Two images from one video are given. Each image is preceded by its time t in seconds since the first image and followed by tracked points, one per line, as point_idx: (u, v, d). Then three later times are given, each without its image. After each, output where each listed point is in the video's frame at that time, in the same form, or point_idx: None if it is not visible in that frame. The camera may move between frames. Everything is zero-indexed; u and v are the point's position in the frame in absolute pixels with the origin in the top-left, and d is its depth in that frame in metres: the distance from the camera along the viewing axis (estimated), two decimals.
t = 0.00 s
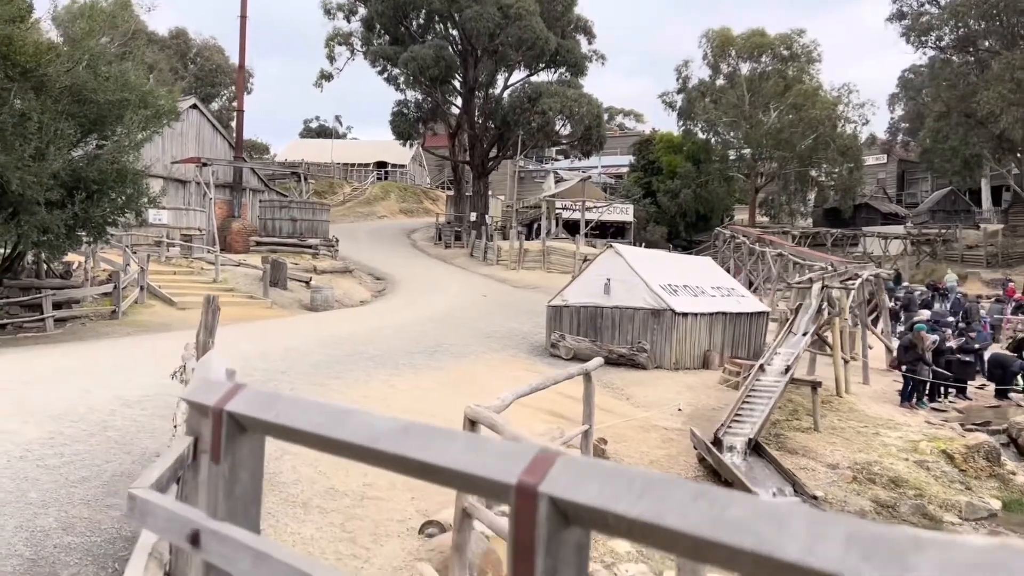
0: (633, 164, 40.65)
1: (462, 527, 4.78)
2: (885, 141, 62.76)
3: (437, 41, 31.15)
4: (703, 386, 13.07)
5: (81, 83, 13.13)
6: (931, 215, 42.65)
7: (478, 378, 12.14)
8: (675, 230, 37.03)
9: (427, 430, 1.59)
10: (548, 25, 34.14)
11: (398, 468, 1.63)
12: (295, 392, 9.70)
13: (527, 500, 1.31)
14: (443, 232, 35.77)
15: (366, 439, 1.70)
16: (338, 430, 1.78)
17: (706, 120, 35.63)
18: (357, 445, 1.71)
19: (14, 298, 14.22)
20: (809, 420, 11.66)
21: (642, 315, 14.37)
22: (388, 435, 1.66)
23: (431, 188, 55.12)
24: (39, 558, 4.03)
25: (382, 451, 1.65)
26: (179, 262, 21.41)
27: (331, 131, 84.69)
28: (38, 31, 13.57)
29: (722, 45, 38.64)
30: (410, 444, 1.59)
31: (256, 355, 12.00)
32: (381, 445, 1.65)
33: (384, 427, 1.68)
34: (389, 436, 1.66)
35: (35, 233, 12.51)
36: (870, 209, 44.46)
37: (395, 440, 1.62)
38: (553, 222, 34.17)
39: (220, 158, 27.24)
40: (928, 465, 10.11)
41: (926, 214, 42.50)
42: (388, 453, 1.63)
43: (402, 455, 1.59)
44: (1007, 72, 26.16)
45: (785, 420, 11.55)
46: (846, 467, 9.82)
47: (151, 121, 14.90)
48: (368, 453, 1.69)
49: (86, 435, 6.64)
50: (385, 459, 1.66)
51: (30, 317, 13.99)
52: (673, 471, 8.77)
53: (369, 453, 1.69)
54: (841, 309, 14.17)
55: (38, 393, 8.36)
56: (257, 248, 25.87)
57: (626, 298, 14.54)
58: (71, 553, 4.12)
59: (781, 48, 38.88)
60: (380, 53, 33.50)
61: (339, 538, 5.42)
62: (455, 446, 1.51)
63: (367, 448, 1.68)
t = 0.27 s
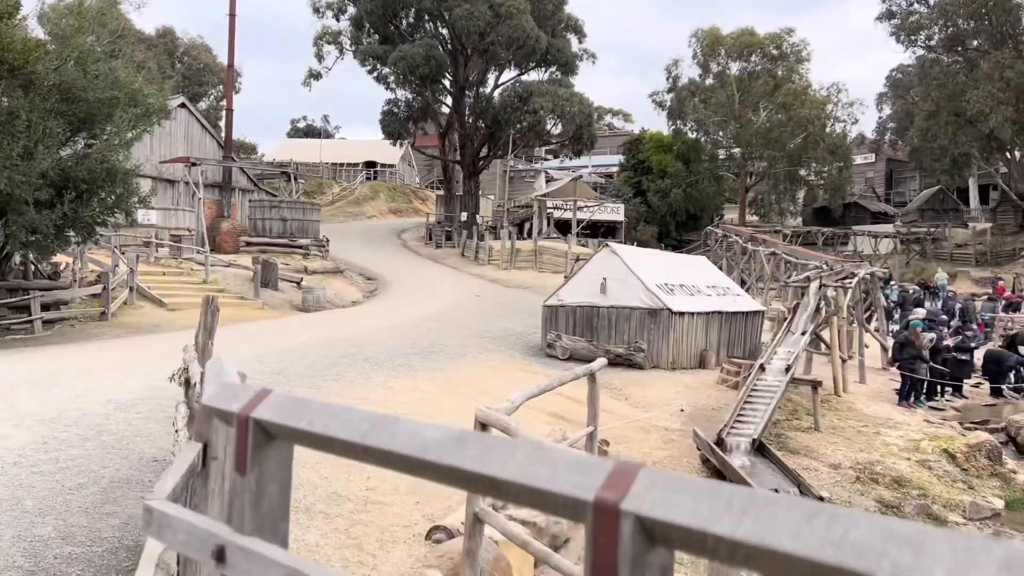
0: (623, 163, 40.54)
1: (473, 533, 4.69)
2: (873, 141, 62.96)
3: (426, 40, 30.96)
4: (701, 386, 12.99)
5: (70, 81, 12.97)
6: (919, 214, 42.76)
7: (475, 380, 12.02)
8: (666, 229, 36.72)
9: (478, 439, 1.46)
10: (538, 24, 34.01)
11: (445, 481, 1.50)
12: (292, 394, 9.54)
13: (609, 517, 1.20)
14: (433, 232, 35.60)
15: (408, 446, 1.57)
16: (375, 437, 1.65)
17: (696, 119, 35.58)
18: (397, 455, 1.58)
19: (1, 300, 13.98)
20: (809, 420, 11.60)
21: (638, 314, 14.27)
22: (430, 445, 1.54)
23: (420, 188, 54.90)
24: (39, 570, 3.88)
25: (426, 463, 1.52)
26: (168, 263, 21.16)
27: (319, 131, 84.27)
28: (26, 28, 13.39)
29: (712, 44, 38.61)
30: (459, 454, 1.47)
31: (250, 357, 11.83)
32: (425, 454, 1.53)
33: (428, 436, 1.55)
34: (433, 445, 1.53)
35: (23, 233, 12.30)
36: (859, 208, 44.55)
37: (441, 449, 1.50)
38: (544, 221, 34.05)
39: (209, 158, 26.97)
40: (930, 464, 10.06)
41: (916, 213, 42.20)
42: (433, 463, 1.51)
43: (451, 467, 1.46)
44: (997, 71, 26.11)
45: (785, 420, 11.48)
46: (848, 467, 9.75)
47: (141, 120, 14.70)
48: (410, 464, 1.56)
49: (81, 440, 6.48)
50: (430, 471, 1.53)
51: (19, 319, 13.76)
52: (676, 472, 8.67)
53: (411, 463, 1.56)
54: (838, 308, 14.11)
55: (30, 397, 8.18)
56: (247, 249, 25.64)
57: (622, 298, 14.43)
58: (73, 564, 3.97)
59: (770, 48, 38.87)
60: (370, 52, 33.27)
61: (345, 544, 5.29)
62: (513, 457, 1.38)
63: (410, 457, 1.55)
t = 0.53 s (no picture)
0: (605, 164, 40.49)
1: (481, 543, 4.60)
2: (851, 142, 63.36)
3: (408, 41, 30.69)
4: (692, 388, 12.94)
5: (50, 81, 12.74)
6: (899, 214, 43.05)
7: (466, 384, 11.88)
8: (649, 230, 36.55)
9: (544, 466, 1.35)
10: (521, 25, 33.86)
11: (506, 510, 1.39)
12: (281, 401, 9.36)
13: (709, 556, 1.10)
14: (417, 234, 35.38)
15: (461, 472, 1.46)
16: (423, 460, 1.54)
17: (678, 120, 35.57)
18: (450, 480, 1.47)
19: None
20: (802, 422, 11.57)
21: (628, 316, 14.19)
22: (488, 469, 1.43)
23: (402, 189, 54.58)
24: None
25: (483, 489, 1.41)
26: (148, 267, 20.83)
27: (299, 132, 83.58)
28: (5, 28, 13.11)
29: (693, 46, 38.61)
30: (525, 480, 1.36)
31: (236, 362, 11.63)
32: (482, 480, 1.41)
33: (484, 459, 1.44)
34: (490, 469, 1.42)
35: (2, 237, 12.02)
36: (839, 208, 44.80)
37: (501, 475, 1.39)
38: (528, 222, 33.93)
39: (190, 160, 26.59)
40: (924, 465, 10.07)
41: (896, 213, 42.18)
42: (492, 493, 1.40)
43: (516, 494, 1.35)
44: (976, 72, 25.93)
45: (778, 422, 11.45)
46: (843, 469, 9.71)
47: (122, 121, 14.40)
48: (466, 490, 1.45)
49: (69, 450, 6.29)
50: (488, 497, 1.42)
51: None
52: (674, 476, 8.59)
53: (466, 488, 1.45)
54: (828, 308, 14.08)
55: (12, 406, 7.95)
56: (229, 252, 25.30)
57: (612, 299, 14.36)
58: None
59: (751, 49, 38.90)
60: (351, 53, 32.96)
61: (346, 556, 5.16)
62: (587, 484, 1.28)
63: (464, 483, 1.44)
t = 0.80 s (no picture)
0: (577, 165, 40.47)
1: (475, 552, 4.50)
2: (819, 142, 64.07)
3: (380, 42, 30.38)
4: (672, 388, 12.90)
5: (14, 81, 12.41)
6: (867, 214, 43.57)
7: (445, 387, 11.74)
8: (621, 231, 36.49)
9: (597, 484, 1.24)
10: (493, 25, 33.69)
11: (553, 532, 1.27)
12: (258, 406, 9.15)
13: None
14: (390, 236, 35.13)
15: (498, 490, 1.34)
16: (456, 479, 1.42)
17: (650, 121, 35.62)
18: (488, 501, 1.35)
19: None
20: (782, 421, 11.59)
21: (607, 317, 14.13)
22: (531, 487, 1.31)
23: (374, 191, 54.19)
24: None
25: (527, 509, 1.29)
26: (116, 271, 20.40)
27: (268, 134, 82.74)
28: None
29: (665, 47, 38.66)
30: (575, 499, 1.25)
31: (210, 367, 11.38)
32: (526, 498, 1.30)
33: (526, 477, 1.33)
34: (533, 486, 1.31)
35: None
36: (808, 208, 45.21)
37: (548, 494, 1.27)
38: (502, 224, 33.81)
39: (158, 161, 26.10)
40: (905, 463, 10.12)
41: (864, 213, 42.51)
42: (539, 513, 1.28)
43: (565, 517, 1.24)
44: (942, 73, 26.01)
45: (759, 422, 11.44)
46: (825, 468, 9.71)
47: (90, 122, 13.99)
48: (505, 511, 1.33)
49: (41, 461, 6.06)
50: (532, 519, 1.30)
51: None
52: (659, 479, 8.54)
53: (506, 509, 1.33)
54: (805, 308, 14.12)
55: None
56: (199, 255, 24.88)
57: (590, 300, 14.30)
58: None
59: (721, 50, 39.02)
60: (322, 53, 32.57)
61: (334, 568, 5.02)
62: (649, 506, 1.17)
63: (504, 503, 1.32)
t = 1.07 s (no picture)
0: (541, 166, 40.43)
1: (459, 560, 4.38)
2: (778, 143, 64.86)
3: (342, 42, 29.98)
4: (643, 387, 12.88)
5: None
6: (827, 213, 44.15)
7: (416, 390, 11.56)
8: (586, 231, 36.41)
9: (636, 493, 1.13)
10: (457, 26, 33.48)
11: (589, 550, 1.16)
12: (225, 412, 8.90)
13: None
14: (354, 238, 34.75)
15: (523, 502, 1.22)
16: (477, 492, 1.29)
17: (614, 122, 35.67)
18: (512, 516, 1.23)
19: None
20: (754, 419, 11.61)
21: (577, 317, 14.07)
22: (563, 498, 1.20)
23: (336, 193, 53.60)
24: None
25: (558, 523, 1.18)
26: (73, 275, 19.84)
27: (227, 136, 81.43)
28: None
29: (627, 48, 38.72)
30: (613, 512, 1.14)
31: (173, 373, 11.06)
32: (556, 512, 1.18)
33: (556, 488, 1.21)
34: (565, 498, 1.19)
35: None
36: (770, 208, 45.71)
37: (580, 506, 1.16)
38: (468, 225, 33.63)
39: (115, 163, 25.45)
40: (876, 459, 10.19)
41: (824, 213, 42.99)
42: (573, 528, 1.16)
43: (604, 531, 1.13)
44: (900, 74, 26.38)
45: (731, 420, 11.46)
46: (799, 465, 9.73)
47: (45, 122, 13.45)
48: (532, 527, 1.21)
49: None
50: (563, 534, 1.19)
51: None
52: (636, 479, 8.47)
53: (532, 524, 1.21)
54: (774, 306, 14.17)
55: None
56: (159, 258, 24.32)
57: (560, 300, 14.23)
58: None
59: (683, 52, 39.15)
60: (283, 53, 32.04)
61: None
62: (702, 519, 1.06)
63: (532, 520, 1.20)
